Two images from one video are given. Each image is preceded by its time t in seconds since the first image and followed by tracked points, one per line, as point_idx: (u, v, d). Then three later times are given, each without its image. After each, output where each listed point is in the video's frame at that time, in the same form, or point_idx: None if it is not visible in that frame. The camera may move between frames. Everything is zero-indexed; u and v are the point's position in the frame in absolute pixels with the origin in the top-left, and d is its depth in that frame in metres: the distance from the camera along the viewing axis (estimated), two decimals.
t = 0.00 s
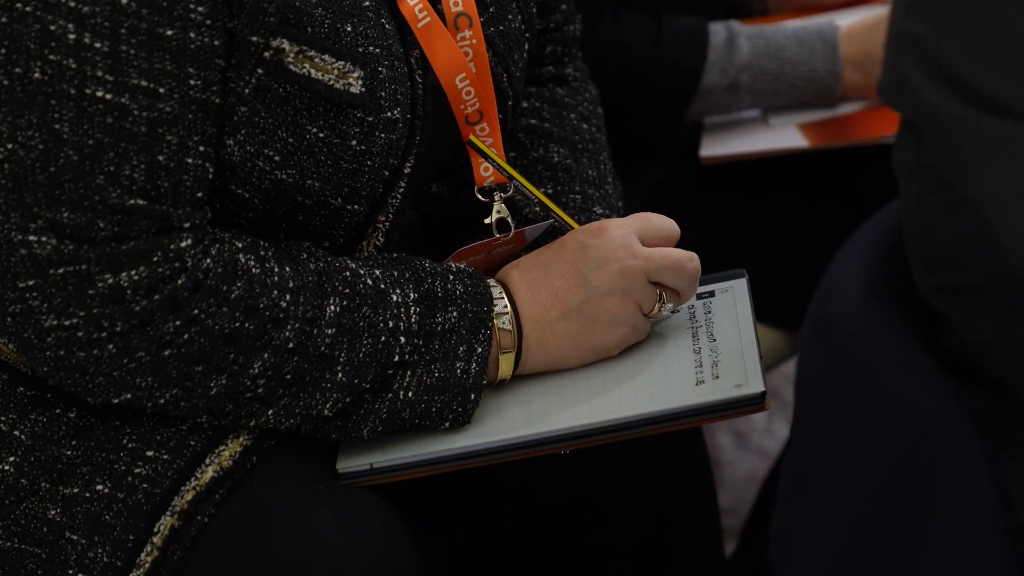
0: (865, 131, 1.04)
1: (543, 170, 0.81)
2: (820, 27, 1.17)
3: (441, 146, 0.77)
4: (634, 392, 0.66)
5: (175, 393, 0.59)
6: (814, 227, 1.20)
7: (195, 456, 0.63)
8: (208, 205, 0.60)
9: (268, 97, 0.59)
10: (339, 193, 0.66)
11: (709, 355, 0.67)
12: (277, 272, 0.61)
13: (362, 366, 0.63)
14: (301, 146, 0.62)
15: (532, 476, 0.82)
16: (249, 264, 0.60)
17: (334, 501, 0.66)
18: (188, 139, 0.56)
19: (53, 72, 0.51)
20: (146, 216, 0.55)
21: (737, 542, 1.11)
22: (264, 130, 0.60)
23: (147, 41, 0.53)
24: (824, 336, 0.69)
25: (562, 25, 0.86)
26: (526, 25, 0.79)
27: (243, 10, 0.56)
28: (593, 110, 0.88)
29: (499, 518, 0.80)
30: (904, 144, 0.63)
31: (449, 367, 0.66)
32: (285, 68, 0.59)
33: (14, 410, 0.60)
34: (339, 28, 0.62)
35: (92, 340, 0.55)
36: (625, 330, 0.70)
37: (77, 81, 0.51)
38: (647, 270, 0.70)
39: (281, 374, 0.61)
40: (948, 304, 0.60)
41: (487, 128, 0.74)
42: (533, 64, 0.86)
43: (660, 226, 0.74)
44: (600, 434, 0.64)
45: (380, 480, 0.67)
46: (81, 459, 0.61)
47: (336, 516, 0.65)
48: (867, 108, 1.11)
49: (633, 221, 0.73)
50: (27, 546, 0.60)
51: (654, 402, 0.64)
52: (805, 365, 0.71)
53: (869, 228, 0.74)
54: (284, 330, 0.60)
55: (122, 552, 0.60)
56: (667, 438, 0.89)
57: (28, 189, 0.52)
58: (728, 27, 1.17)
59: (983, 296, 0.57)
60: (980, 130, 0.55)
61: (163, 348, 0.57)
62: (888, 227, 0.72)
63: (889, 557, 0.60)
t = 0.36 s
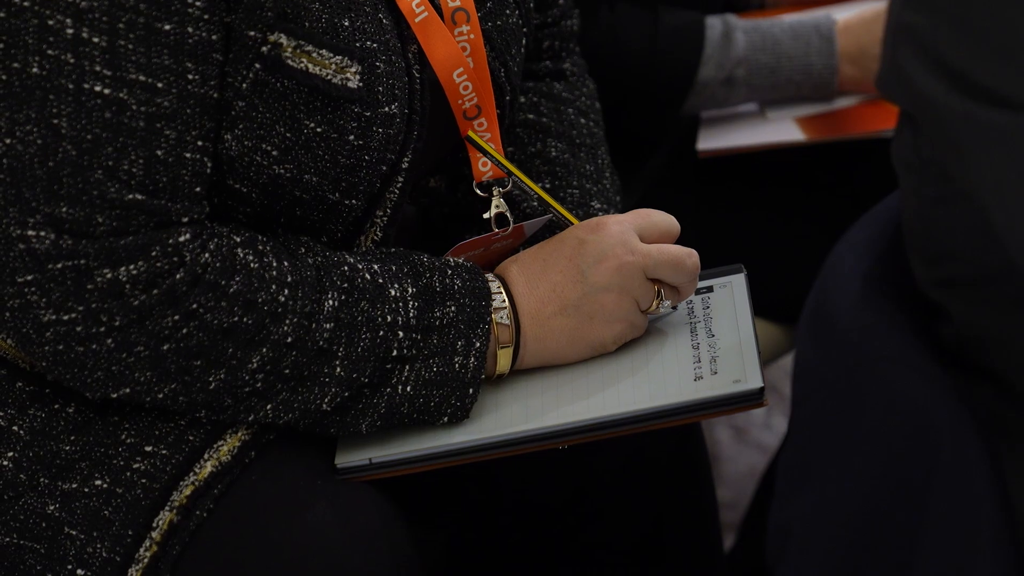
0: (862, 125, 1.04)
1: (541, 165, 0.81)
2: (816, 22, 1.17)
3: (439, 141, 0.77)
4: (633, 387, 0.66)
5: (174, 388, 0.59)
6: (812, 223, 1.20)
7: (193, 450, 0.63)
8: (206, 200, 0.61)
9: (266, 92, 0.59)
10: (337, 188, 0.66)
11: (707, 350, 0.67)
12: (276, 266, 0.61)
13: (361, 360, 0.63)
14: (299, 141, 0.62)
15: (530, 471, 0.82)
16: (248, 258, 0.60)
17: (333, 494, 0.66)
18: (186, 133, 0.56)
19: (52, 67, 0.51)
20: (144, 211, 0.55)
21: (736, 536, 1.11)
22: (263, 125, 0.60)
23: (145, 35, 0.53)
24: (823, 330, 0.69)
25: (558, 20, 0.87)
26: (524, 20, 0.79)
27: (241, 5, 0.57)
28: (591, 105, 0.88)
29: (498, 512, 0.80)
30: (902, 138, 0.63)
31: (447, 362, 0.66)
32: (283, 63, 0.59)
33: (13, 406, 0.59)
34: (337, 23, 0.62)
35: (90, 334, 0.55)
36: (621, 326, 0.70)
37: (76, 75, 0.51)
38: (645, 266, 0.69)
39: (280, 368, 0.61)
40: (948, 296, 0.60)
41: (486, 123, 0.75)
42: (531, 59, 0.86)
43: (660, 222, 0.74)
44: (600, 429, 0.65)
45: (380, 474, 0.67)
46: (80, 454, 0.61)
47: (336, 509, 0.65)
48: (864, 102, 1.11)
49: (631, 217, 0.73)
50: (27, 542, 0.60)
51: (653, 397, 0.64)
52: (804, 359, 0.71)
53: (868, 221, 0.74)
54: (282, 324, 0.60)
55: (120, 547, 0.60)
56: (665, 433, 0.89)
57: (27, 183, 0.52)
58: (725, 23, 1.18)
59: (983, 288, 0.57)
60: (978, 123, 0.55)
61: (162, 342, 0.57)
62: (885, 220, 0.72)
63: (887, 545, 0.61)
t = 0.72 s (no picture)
0: (864, 125, 1.04)
1: (541, 164, 0.81)
2: (818, 21, 1.17)
3: (440, 140, 0.77)
4: (634, 387, 0.66)
5: (174, 387, 0.59)
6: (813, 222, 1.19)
7: (194, 450, 0.63)
8: (206, 200, 0.61)
9: (267, 91, 0.59)
10: (337, 187, 0.66)
11: (708, 350, 0.67)
12: (276, 266, 0.61)
13: (361, 359, 0.63)
14: (299, 140, 0.62)
15: (530, 470, 0.82)
16: (248, 258, 0.60)
17: (334, 493, 0.66)
18: (186, 133, 0.56)
19: (52, 67, 0.51)
20: (144, 210, 0.55)
21: (737, 535, 1.11)
22: (263, 125, 0.60)
23: (146, 36, 0.53)
24: (823, 329, 0.69)
25: (558, 19, 0.86)
26: (524, 19, 0.79)
27: (242, 6, 0.57)
28: (591, 104, 0.88)
29: (499, 510, 0.80)
30: (901, 137, 0.63)
31: (447, 361, 0.66)
32: (283, 63, 0.59)
33: (14, 405, 0.60)
34: (337, 23, 0.62)
35: (91, 335, 0.55)
36: (620, 326, 0.70)
37: (76, 75, 0.51)
38: (645, 266, 0.69)
39: (280, 367, 0.61)
40: (948, 296, 0.60)
41: (487, 122, 0.75)
42: (531, 58, 0.86)
43: (660, 222, 0.74)
44: (600, 429, 0.65)
45: (380, 473, 0.67)
46: (81, 453, 0.61)
47: (336, 507, 0.66)
48: (865, 103, 1.11)
49: (632, 218, 0.73)
50: (29, 542, 0.60)
51: (654, 398, 0.64)
52: (804, 358, 0.71)
53: (868, 220, 0.74)
54: (283, 324, 0.60)
55: (122, 547, 0.60)
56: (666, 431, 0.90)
57: (27, 183, 0.52)
58: (725, 22, 1.18)
59: (983, 289, 0.57)
60: (979, 123, 0.55)
61: (162, 342, 0.57)
62: (886, 219, 0.72)
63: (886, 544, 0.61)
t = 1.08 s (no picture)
0: (863, 125, 1.04)
1: (541, 164, 0.81)
2: (817, 20, 1.17)
3: (439, 140, 0.77)
4: (634, 390, 0.66)
5: (174, 387, 0.59)
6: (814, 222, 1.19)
7: (194, 450, 0.63)
8: (206, 200, 0.61)
9: (266, 91, 0.59)
10: (338, 187, 0.66)
11: (708, 352, 0.67)
12: (276, 267, 0.61)
13: (361, 361, 0.63)
14: (299, 140, 0.62)
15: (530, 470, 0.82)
16: (248, 258, 0.60)
17: (334, 493, 0.66)
18: (186, 133, 0.56)
19: (52, 67, 0.51)
20: (144, 210, 0.55)
21: (737, 535, 1.11)
22: (263, 124, 0.60)
23: (146, 35, 0.53)
24: (823, 329, 0.69)
25: (558, 19, 0.86)
26: (524, 19, 0.79)
27: (242, 5, 0.57)
28: (591, 104, 0.88)
29: (500, 509, 0.80)
30: (898, 137, 0.63)
31: (447, 363, 0.66)
32: (283, 62, 0.59)
33: (14, 406, 0.60)
34: (337, 23, 0.62)
35: (91, 335, 0.55)
36: (620, 331, 0.70)
37: (76, 75, 0.51)
38: (645, 271, 0.69)
39: (280, 368, 0.61)
40: (947, 297, 0.60)
41: (487, 122, 0.74)
42: (531, 58, 0.86)
43: (662, 227, 0.74)
44: (600, 431, 0.64)
45: (381, 475, 0.67)
46: (81, 454, 0.61)
47: (336, 507, 0.65)
48: (864, 103, 1.11)
49: (634, 223, 0.73)
50: (29, 542, 0.60)
51: (654, 400, 0.64)
52: (806, 359, 0.71)
53: (867, 219, 0.74)
54: (282, 324, 0.60)
55: (122, 547, 0.60)
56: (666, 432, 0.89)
57: (27, 183, 0.52)
58: (724, 22, 1.18)
59: (983, 289, 0.57)
60: (979, 123, 0.55)
61: (162, 342, 0.57)
62: (885, 218, 0.72)
63: (886, 543, 0.61)
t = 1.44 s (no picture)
0: (862, 118, 1.04)
1: (542, 156, 0.81)
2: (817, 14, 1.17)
3: (439, 133, 0.77)
4: (636, 382, 0.66)
5: (174, 380, 0.59)
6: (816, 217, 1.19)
7: (196, 444, 0.63)
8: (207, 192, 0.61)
9: (266, 83, 0.59)
10: (338, 178, 0.66)
11: (709, 344, 0.67)
12: (276, 259, 0.61)
13: (362, 353, 0.63)
14: (300, 132, 0.62)
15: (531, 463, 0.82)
16: (248, 251, 0.60)
17: (336, 486, 0.66)
18: (186, 125, 0.56)
19: (51, 59, 0.50)
20: (144, 202, 0.55)
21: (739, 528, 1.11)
22: (263, 116, 0.60)
23: (145, 27, 0.53)
24: (824, 321, 0.69)
25: (558, 11, 0.86)
26: (523, 11, 0.79)
27: None
28: (591, 96, 0.88)
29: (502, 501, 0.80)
30: (898, 128, 0.63)
31: (448, 356, 0.66)
32: (283, 54, 0.59)
33: (15, 400, 0.60)
34: (337, 15, 0.62)
35: (92, 327, 0.55)
36: (620, 324, 0.69)
37: (75, 68, 0.51)
38: (645, 263, 0.69)
39: (281, 361, 0.61)
40: (946, 289, 0.60)
41: (487, 114, 0.74)
42: (531, 51, 0.86)
43: (661, 220, 0.74)
44: (602, 424, 0.64)
45: (381, 468, 0.67)
46: (82, 448, 0.61)
47: (338, 500, 0.66)
48: (863, 95, 1.11)
49: (633, 215, 0.73)
50: (31, 536, 0.60)
51: (656, 392, 0.64)
52: (806, 350, 0.71)
53: (868, 210, 0.74)
54: (283, 317, 0.60)
55: (123, 541, 0.60)
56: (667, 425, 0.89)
57: (27, 175, 0.52)
58: (724, 16, 1.17)
59: (982, 282, 0.57)
60: (975, 116, 0.54)
61: (163, 335, 0.57)
62: (884, 210, 0.72)
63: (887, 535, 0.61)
